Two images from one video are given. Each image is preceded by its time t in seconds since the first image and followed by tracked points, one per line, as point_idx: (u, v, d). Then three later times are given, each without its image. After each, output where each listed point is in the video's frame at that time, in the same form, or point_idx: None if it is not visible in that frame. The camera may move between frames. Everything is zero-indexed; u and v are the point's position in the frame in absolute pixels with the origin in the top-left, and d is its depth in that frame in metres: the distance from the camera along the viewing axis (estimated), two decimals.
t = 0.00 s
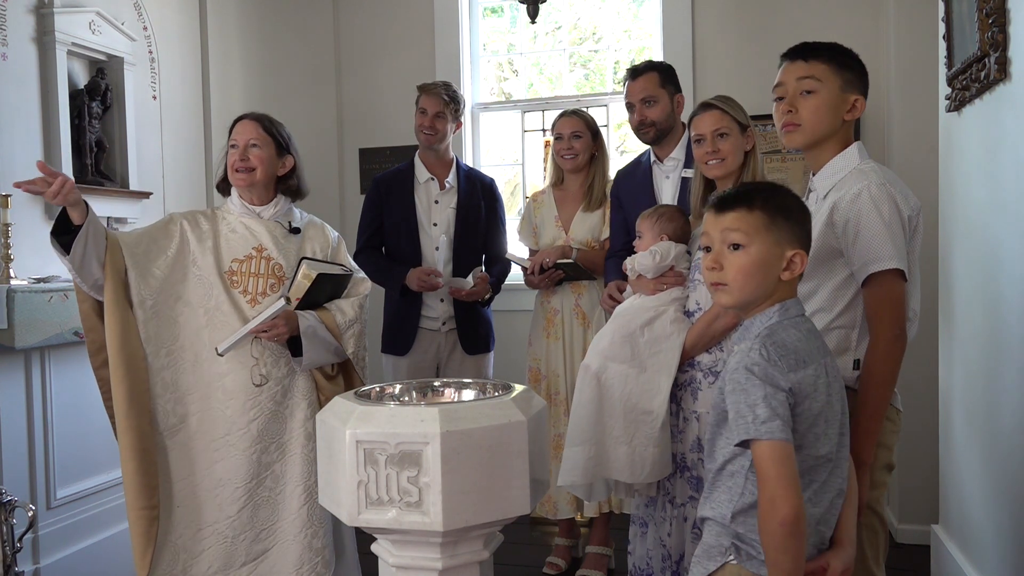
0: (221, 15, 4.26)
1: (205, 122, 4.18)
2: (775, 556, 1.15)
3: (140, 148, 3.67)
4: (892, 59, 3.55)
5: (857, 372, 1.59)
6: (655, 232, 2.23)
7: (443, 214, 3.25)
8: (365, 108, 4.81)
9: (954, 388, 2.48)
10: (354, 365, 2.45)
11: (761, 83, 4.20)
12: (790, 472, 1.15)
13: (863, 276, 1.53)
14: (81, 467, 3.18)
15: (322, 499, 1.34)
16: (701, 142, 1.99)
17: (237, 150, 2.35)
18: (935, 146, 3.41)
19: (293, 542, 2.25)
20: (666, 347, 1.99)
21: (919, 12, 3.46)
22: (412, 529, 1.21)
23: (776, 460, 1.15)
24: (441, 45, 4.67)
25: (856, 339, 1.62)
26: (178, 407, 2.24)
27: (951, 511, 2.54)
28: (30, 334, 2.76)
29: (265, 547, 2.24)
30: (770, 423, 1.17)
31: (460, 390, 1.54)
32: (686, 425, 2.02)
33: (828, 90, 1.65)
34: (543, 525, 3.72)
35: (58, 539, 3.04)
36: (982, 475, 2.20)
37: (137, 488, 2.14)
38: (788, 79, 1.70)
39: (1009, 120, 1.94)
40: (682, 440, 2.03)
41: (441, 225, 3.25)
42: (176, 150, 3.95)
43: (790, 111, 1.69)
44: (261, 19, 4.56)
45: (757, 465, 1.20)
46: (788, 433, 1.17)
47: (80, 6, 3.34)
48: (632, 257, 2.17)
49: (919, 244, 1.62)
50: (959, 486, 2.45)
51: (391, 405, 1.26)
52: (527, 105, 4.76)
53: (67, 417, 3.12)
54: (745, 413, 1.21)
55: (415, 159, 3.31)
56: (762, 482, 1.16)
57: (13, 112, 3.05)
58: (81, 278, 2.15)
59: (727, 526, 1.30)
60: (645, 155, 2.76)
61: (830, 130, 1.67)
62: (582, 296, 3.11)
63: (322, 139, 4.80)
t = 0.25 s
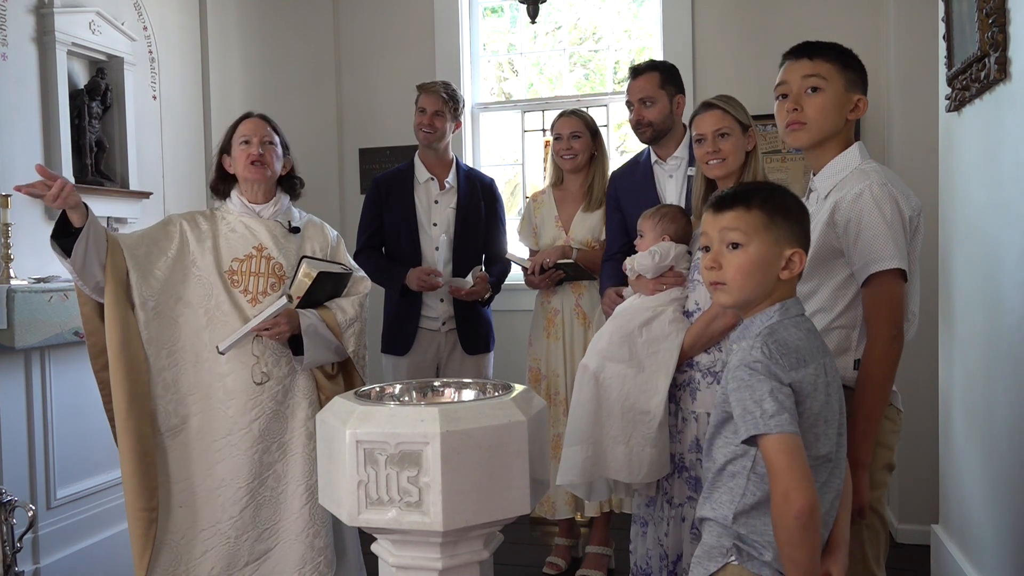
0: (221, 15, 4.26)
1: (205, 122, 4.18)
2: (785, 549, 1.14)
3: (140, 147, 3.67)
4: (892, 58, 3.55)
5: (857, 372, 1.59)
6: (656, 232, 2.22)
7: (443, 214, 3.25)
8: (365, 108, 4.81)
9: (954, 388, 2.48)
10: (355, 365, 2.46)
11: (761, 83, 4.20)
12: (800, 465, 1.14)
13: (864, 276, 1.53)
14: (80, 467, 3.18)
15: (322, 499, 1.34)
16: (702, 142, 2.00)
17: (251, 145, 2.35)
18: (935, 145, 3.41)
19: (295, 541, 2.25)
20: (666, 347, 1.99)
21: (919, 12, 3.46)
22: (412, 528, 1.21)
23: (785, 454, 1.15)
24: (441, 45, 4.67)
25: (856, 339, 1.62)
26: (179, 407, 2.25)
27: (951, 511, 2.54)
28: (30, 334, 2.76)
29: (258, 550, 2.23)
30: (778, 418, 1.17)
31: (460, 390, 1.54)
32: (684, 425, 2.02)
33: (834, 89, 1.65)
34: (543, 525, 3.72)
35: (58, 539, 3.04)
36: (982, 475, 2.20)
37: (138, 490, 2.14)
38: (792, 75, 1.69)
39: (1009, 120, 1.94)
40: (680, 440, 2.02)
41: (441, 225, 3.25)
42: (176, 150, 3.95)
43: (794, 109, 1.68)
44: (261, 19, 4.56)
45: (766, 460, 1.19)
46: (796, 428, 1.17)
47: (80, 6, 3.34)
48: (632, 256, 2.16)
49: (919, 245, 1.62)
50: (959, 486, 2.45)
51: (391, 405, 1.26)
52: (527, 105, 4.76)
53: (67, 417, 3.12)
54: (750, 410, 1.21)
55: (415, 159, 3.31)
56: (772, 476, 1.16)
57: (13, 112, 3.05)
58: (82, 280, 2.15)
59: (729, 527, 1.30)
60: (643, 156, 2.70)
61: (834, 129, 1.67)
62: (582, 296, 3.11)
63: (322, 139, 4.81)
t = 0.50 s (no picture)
0: (221, 15, 4.26)
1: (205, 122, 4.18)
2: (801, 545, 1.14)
3: (140, 148, 3.67)
4: (892, 58, 3.54)
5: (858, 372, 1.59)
6: (656, 232, 2.22)
7: (443, 214, 3.25)
8: (365, 108, 4.81)
9: (954, 389, 2.48)
10: (354, 362, 2.47)
11: (761, 83, 4.20)
12: (810, 459, 1.14)
13: (865, 276, 1.53)
14: (80, 467, 3.18)
15: (322, 499, 1.34)
16: (703, 142, 2.00)
17: (254, 149, 2.35)
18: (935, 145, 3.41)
19: (307, 539, 2.27)
20: (665, 347, 1.98)
21: (919, 12, 3.45)
22: (412, 528, 1.21)
23: (794, 449, 1.15)
24: (441, 45, 4.67)
25: (856, 339, 1.62)
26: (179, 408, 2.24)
27: (951, 511, 2.54)
28: (30, 334, 2.76)
29: (279, 542, 2.25)
30: (784, 413, 1.17)
31: (460, 390, 1.54)
32: (684, 425, 2.01)
33: (835, 89, 1.65)
34: (543, 525, 3.72)
35: (59, 539, 3.04)
36: (982, 476, 2.20)
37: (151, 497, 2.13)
38: (793, 74, 1.69)
39: (1008, 120, 1.94)
40: (679, 441, 2.02)
41: (441, 225, 3.25)
42: (176, 151, 3.94)
43: (796, 109, 1.68)
44: (261, 19, 4.57)
45: (775, 456, 1.19)
46: (803, 423, 1.17)
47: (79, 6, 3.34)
48: (631, 257, 2.16)
49: (920, 245, 1.63)
50: (959, 486, 2.45)
51: (391, 405, 1.26)
52: (527, 105, 4.76)
53: (67, 417, 3.12)
54: (755, 407, 1.21)
55: (415, 159, 3.31)
56: (783, 471, 1.16)
57: (13, 112, 3.05)
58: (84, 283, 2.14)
59: (735, 528, 1.29)
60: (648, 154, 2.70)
61: (835, 129, 1.67)
62: (582, 296, 3.11)
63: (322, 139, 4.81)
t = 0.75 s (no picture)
0: (221, 15, 4.26)
1: (205, 122, 4.17)
2: (826, 542, 1.14)
3: (140, 148, 3.67)
4: (892, 58, 3.54)
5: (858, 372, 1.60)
6: (658, 232, 2.22)
7: (443, 214, 3.25)
8: (365, 108, 4.81)
9: (954, 389, 2.47)
10: (355, 359, 2.45)
11: (760, 83, 4.20)
12: (830, 454, 1.14)
13: (865, 276, 1.53)
14: (80, 467, 3.18)
15: (322, 499, 1.34)
16: (702, 142, 2.00)
17: (237, 151, 2.35)
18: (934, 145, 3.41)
19: (323, 534, 2.27)
20: (665, 348, 1.99)
21: (919, 12, 3.46)
22: (412, 528, 1.21)
23: (813, 445, 1.15)
24: (441, 45, 4.67)
25: (857, 339, 1.62)
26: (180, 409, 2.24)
27: (951, 511, 2.54)
28: (30, 335, 2.76)
29: (295, 541, 2.26)
30: (804, 408, 1.17)
31: (459, 390, 1.54)
32: (684, 426, 2.01)
33: (835, 90, 1.65)
34: (543, 525, 3.72)
35: (59, 539, 3.04)
36: (983, 476, 2.20)
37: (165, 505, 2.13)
38: (793, 75, 1.69)
39: (1008, 120, 1.94)
40: (680, 441, 2.02)
41: (441, 225, 3.25)
42: (176, 151, 3.94)
43: (796, 110, 1.68)
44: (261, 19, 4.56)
45: (795, 453, 1.18)
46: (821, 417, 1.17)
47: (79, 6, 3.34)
48: (632, 257, 2.16)
49: (920, 244, 1.63)
50: (959, 486, 2.45)
51: (391, 405, 1.26)
52: (527, 105, 4.76)
53: (67, 417, 3.12)
54: (773, 404, 1.21)
55: (415, 159, 3.31)
56: (805, 468, 1.15)
57: (13, 112, 3.05)
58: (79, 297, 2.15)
59: (752, 530, 1.29)
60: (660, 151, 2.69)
61: (836, 129, 1.66)
62: (583, 296, 3.11)
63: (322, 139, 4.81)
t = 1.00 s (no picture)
0: (221, 15, 4.26)
1: (205, 122, 4.17)
2: (858, 530, 1.13)
3: (140, 148, 3.67)
4: (892, 58, 3.54)
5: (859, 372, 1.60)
6: (657, 232, 2.21)
7: (442, 214, 3.25)
8: (365, 108, 4.81)
9: (954, 389, 2.48)
10: (358, 358, 2.46)
11: (760, 83, 4.20)
12: (847, 441, 1.13)
13: (864, 277, 1.53)
14: (80, 467, 3.18)
15: (322, 499, 1.34)
16: (702, 141, 1.99)
17: (228, 159, 2.33)
18: (934, 144, 3.41)
19: (332, 532, 2.30)
20: (665, 348, 1.99)
21: (919, 12, 3.45)
22: (412, 528, 1.21)
23: (828, 433, 1.14)
24: (441, 45, 4.67)
25: (857, 339, 1.63)
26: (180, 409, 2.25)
27: (951, 512, 2.54)
28: (30, 335, 2.76)
29: (306, 539, 2.29)
30: (813, 400, 1.17)
31: (459, 390, 1.54)
32: (684, 426, 2.02)
33: (835, 90, 1.65)
34: (543, 525, 3.72)
35: (59, 538, 3.05)
36: (982, 476, 2.20)
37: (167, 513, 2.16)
38: (793, 76, 1.69)
39: (1008, 120, 1.94)
40: (680, 441, 2.02)
41: (441, 225, 3.25)
42: (176, 151, 3.94)
43: (796, 111, 1.68)
44: (261, 19, 4.57)
45: (809, 445, 1.18)
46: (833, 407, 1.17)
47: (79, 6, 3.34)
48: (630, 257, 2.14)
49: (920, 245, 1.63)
50: (958, 486, 2.45)
51: (390, 405, 1.26)
52: (527, 105, 4.76)
53: (67, 418, 3.12)
54: (783, 398, 1.21)
55: (415, 159, 3.31)
56: (823, 459, 1.14)
57: (13, 112, 3.05)
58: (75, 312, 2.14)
59: (768, 531, 1.28)
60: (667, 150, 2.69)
61: (836, 129, 1.66)
62: (583, 296, 3.11)
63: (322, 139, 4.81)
